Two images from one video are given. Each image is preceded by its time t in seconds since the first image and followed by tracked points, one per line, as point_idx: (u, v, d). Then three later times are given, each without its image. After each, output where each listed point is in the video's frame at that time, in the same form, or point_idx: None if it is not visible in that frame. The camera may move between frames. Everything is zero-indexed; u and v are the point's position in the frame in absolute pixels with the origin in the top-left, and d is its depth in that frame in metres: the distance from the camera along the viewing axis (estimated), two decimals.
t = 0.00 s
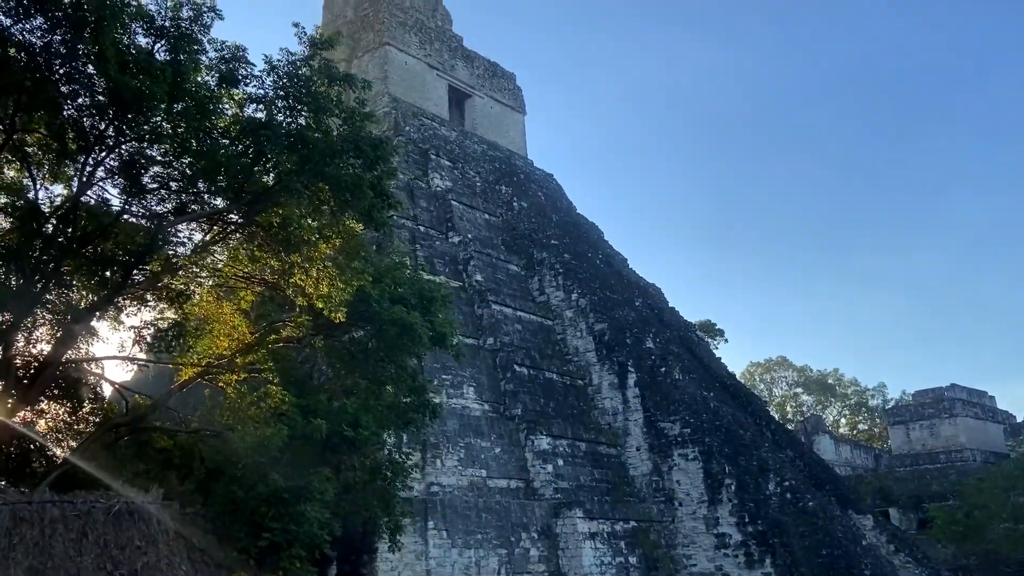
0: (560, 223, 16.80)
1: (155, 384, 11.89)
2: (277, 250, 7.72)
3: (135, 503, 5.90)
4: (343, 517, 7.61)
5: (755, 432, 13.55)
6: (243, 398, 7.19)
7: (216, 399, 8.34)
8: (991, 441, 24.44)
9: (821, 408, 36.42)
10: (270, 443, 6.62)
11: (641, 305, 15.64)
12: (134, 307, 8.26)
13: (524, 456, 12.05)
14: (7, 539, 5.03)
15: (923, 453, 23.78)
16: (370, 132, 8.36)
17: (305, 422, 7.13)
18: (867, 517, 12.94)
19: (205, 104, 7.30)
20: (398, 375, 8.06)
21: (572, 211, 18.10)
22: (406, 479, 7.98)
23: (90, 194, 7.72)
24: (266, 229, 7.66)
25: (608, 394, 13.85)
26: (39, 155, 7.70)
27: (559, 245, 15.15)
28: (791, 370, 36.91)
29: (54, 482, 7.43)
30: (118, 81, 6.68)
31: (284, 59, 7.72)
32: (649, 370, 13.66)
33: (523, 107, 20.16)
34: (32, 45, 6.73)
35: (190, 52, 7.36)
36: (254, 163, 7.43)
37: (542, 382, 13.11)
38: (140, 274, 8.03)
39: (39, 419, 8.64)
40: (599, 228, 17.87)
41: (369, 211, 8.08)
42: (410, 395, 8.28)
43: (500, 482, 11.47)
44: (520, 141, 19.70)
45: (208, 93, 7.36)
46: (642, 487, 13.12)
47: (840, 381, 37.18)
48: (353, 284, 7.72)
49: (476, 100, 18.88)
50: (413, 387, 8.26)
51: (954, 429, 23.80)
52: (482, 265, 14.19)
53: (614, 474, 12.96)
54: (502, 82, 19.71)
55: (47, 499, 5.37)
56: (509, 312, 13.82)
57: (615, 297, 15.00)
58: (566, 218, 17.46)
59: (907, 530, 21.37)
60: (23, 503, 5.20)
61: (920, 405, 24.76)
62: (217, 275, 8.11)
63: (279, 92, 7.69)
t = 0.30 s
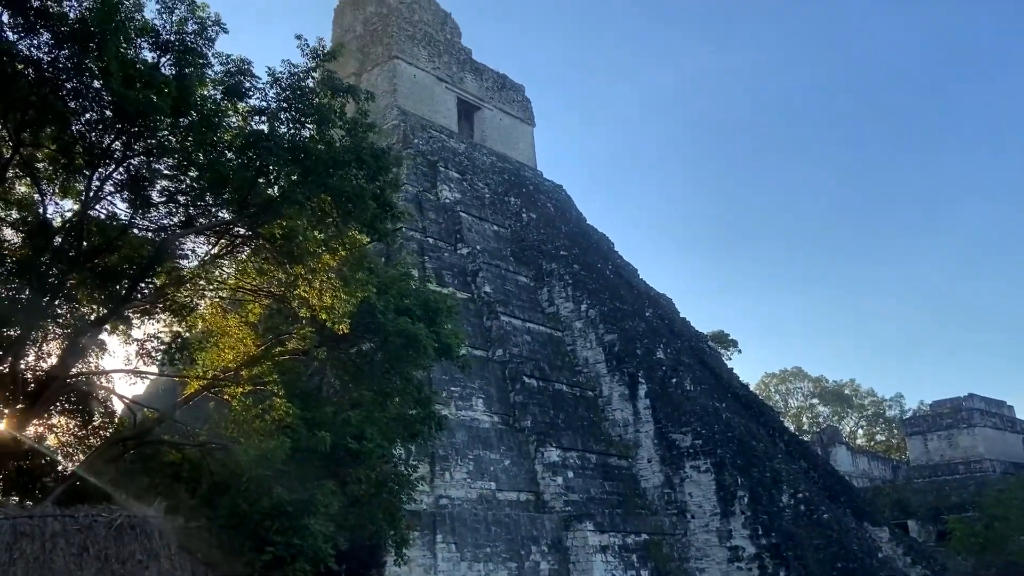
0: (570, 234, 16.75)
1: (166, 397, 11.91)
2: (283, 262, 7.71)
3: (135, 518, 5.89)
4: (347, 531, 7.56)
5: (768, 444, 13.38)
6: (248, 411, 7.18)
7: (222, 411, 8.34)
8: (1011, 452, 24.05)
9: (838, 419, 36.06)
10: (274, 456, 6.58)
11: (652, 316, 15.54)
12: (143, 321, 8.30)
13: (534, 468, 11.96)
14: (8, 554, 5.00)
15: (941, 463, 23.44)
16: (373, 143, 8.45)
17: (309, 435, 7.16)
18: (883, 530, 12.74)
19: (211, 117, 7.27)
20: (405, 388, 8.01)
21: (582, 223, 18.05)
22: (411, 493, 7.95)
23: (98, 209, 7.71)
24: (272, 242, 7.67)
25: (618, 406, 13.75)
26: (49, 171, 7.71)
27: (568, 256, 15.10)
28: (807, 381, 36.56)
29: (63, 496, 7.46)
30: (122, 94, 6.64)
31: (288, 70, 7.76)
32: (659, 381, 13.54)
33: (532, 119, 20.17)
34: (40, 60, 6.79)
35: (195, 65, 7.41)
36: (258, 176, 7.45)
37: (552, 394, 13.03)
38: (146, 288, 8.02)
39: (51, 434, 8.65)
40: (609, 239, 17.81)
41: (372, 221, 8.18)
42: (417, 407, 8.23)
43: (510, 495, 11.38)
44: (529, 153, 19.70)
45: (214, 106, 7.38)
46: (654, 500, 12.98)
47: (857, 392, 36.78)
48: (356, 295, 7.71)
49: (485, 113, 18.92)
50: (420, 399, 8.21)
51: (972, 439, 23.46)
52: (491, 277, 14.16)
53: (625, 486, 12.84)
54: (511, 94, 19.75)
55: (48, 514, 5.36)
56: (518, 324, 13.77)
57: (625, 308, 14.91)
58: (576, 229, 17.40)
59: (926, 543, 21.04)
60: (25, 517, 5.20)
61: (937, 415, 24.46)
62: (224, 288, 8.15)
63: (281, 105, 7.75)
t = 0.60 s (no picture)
0: (580, 245, 16.69)
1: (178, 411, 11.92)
2: (289, 274, 7.70)
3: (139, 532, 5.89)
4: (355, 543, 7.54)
5: (782, 455, 13.23)
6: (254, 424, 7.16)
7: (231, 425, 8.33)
8: None
9: (856, 430, 35.66)
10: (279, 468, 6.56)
11: (664, 326, 15.43)
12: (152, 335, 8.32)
13: (545, 481, 11.87)
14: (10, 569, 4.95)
15: (962, 474, 23.08)
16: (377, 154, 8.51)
17: (315, 447, 7.16)
18: (901, 542, 12.53)
19: (218, 131, 7.28)
20: (412, 400, 7.98)
21: (593, 233, 18.00)
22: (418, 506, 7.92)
23: (109, 224, 7.69)
24: (277, 255, 7.65)
25: (630, 417, 13.65)
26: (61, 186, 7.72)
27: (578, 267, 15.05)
28: (824, 391, 36.17)
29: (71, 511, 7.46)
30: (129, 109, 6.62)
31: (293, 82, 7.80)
32: (672, 393, 13.42)
33: (543, 130, 20.17)
34: (49, 76, 6.83)
35: (201, 78, 7.42)
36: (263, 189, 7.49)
37: (563, 405, 12.96)
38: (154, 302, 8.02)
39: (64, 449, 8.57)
40: (621, 250, 17.74)
41: (376, 232, 8.24)
42: (424, 419, 8.20)
43: (520, 507, 11.30)
44: (540, 165, 19.70)
45: (221, 119, 7.33)
46: (667, 512, 12.85)
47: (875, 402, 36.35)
48: (361, 307, 7.70)
49: (496, 124, 18.94)
50: (428, 411, 8.18)
51: (993, 449, 23.10)
52: (501, 288, 14.12)
53: (637, 498, 12.73)
54: (522, 105, 19.76)
55: (52, 528, 5.33)
56: (529, 335, 13.72)
57: (636, 319, 14.83)
58: (587, 240, 17.33)
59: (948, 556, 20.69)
60: (29, 531, 5.16)
61: (957, 426, 24.12)
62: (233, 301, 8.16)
63: (286, 116, 7.79)
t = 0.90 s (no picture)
0: (592, 255, 16.59)
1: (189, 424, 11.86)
2: (295, 286, 7.64)
3: (142, 547, 5.82)
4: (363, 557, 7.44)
5: (798, 466, 13.04)
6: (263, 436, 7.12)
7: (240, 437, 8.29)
8: None
9: (875, 442, 35.22)
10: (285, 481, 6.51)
11: (677, 337, 15.29)
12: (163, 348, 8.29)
13: (558, 494, 11.73)
14: None
15: (983, 486, 22.70)
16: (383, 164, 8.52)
17: (322, 459, 7.12)
18: (920, 556, 12.31)
19: (226, 143, 7.27)
20: (420, 412, 7.91)
21: (605, 244, 17.90)
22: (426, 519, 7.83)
23: (120, 237, 7.66)
24: (284, 267, 7.62)
25: (644, 429, 13.51)
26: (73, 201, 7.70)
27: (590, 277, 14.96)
28: (842, 403, 35.75)
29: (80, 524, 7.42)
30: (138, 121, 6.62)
31: (299, 94, 7.82)
32: (685, 404, 13.32)
33: (554, 141, 20.13)
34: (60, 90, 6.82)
35: (210, 91, 7.41)
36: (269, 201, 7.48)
37: (575, 417, 12.84)
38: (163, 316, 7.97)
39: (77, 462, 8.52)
40: (633, 260, 17.63)
41: (382, 243, 8.20)
42: (432, 431, 8.12)
43: (532, 521, 11.17)
44: (551, 176, 19.64)
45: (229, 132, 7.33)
46: (681, 525, 12.66)
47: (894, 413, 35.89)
48: (368, 318, 7.68)
49: (507, 136, 18.92)
50: (436, 423, 8.10)
51: (1014, 461, 22.73)
52: (513, 299, 14.04)
53: (651, 510, 12.55)
54: (533, 116, 19.74)
55: (56, 542, 5.28)
56: (541, 346, 13.62)
57: (649, 329, 14.71)
58: (599, 250, 17.19)
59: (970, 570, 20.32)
60: (32, 545, 5.11)
61: (977, 438, 23.76)
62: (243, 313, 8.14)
63: (292, 128, 7.83)
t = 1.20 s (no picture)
0: (604, 265, 16.49)
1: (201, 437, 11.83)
2: (302, 296, 7.59)
3: (147, 559, 5.77)
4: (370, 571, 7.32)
5: (814, 478, 12.85)
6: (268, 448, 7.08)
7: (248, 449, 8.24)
8: None
9: (894, 454, 34.75)
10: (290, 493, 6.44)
11: (691, 348, 15.16)
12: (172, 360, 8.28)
13: (570, 506, 11.60)
14: None
15: (1006, 499, 22.31)
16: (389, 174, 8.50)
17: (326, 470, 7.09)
18: (939, 569, 12.07)
19: (234, 155, 7.27)
20: (427, 423, 7.85)
21: (618, 254, 17.81)
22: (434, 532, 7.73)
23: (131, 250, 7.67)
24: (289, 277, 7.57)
25: (657, 441, 13.36)
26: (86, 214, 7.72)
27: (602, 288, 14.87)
28: (860, 415, 35.34)
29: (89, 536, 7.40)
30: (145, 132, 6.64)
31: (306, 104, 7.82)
32: (699, 416, 13.19)
33: (566, 152, 20.10)
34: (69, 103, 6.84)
35: (218, 103, 7.42)
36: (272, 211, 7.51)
37: (588, 429, 12.72)
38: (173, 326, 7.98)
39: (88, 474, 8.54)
40: (646, 271, 17.52)
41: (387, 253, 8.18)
42: (440, 443, 8.04)
43: (544, 534, 11.03)
44: (564, 186, 19.59)
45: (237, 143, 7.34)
46: (696, 538, 12.49)
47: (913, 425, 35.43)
48: (373, 329, 7.57)
49: (519, 147, 18.91)
50: (444, 434, 8.03)
51: None
52: (524, 309, 13.98)
53: (665, 524, 12.38)
54: (545, 127, 19.72)
55: (59, 555, 5.25)
56: (553, 357, 13.54)
57: (662, 340, 14.59)
58: (611, 260, 17.11)
59: None
60: (35, 558, 5.09)
61: (997, 450, 23.40)
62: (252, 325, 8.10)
63: (297, 139, 7.86)
